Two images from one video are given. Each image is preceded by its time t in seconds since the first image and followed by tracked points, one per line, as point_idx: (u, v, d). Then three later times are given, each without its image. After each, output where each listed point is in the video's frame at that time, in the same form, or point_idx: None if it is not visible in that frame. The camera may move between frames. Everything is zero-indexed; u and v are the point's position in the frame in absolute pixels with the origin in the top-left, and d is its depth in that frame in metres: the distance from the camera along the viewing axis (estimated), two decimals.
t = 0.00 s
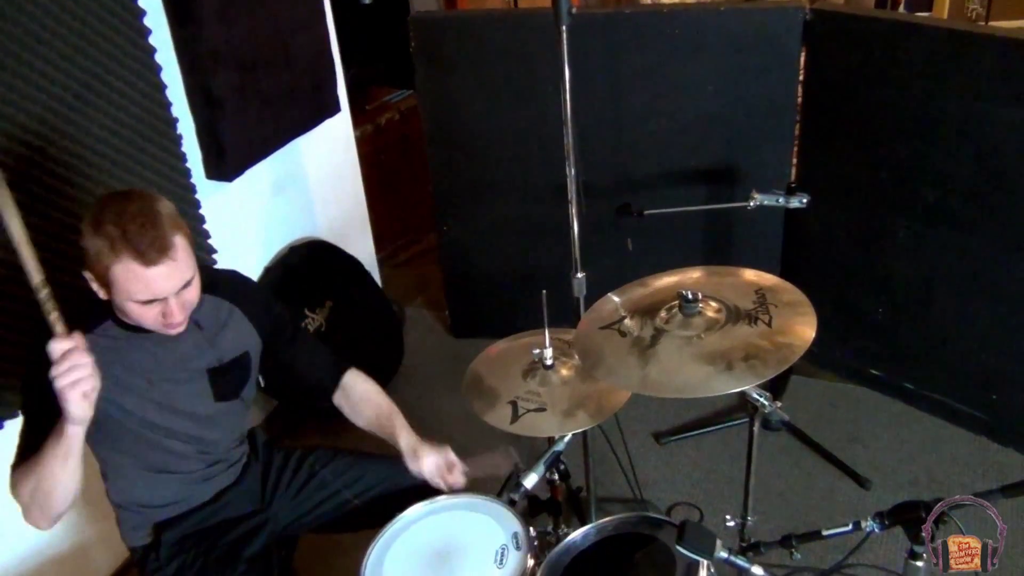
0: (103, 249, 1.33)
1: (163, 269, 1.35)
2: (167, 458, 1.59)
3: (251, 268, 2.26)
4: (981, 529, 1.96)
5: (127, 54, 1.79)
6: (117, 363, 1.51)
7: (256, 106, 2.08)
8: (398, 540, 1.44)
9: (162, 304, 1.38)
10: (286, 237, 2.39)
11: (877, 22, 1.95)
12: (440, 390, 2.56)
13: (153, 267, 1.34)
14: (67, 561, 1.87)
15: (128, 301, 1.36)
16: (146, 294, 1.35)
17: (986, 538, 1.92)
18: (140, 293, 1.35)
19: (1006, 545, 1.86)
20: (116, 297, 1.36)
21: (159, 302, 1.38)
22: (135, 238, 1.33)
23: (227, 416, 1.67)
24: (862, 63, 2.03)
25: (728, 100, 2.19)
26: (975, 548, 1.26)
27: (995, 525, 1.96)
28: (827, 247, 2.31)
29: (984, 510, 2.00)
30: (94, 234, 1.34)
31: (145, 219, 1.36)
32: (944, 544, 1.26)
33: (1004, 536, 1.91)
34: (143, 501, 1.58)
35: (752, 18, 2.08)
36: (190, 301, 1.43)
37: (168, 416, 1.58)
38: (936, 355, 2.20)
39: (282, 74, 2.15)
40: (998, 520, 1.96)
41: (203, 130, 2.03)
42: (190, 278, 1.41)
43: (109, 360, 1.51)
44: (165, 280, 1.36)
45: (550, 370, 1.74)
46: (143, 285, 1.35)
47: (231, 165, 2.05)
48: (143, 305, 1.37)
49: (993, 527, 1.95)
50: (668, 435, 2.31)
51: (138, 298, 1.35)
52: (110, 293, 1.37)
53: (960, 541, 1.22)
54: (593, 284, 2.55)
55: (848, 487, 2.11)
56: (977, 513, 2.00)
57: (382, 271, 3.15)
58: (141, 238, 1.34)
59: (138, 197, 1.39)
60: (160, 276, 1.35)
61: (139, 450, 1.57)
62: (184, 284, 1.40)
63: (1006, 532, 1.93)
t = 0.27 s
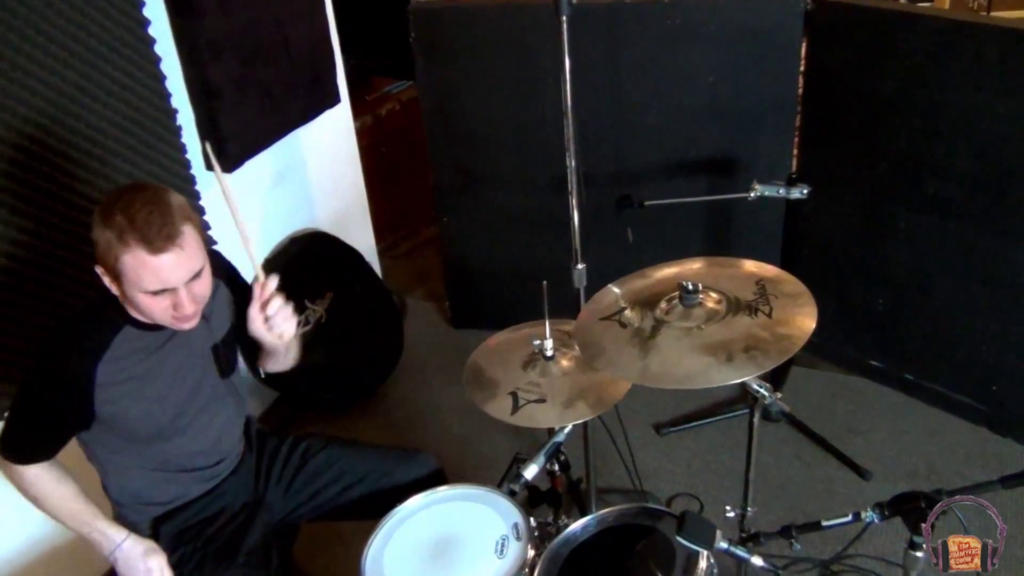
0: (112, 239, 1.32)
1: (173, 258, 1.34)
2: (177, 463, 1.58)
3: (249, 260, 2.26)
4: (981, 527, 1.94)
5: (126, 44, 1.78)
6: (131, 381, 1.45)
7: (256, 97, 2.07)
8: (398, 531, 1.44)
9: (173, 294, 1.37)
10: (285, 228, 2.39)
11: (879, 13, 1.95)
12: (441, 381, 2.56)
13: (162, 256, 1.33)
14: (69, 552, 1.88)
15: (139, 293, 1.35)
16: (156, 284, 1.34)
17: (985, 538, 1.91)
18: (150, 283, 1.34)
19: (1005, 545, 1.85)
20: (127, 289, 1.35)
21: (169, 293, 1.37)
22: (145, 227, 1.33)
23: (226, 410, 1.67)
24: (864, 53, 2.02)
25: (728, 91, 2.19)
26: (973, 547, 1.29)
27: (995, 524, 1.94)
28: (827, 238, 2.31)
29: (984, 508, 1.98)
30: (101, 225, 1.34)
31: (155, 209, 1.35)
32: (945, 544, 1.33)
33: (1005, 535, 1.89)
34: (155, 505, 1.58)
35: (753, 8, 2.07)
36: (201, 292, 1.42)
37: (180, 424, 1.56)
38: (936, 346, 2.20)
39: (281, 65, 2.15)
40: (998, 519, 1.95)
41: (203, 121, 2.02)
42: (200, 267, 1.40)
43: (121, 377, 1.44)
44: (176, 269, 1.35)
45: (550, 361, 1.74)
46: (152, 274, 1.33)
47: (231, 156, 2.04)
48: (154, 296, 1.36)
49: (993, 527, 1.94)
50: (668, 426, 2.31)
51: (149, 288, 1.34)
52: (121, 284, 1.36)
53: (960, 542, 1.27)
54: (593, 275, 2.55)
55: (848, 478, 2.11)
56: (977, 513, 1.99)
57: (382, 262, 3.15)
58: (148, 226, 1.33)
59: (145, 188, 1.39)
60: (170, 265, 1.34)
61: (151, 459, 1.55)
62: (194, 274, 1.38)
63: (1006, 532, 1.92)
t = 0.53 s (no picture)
0: (98, 216, 1.32)
1: (157, 232, 1.34)
2: (181, 452, 1.59)
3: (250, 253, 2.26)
4: (981, 527, 1.94)
5: (125, 37, 1.78)
6: (136, 370, 1.46)
7: (256, 90, 2.06)
8: (398, 524, 1.44)
9: (161, 269, 1.36)
10: (286, 221, 2.39)
11: (880, 5, 1.94)
12: (441, 374, 2.56)
13: (146, 231, 1.33)
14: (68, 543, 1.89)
15: (126, 270, 1.35)
16: (142, 258, 1.34)
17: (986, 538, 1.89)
18: (136, 258, 1.33)
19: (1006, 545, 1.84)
20: (116, 267, 1.35)
21: (157, 267, 1.36)
22: (128, 201, 1.33)
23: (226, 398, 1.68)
24: (865, 46, 2.01)
25: (729, 84, 2.18)
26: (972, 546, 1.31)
27: (995, 524, 1.93)
28: (828, 231, 2.31)
29: (985, 508, 1.97)
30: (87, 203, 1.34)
31: (137, 183, 1.35)
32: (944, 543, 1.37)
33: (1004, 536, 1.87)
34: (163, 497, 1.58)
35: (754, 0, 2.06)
36: (189, 267, 1.41)
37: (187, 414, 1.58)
38: (937, 339, 2.20)
39: (282, 57, 2.14)
40: (998, 519, 1.94)
41: (202, 114, 2.02)
42: (186, 241, 1.39)
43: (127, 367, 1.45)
44: (160, 242, 1.34)
45: (551, 354, 1.74)
46: (137, 249, 1.33)
47: (231, 150, 2.04)
48: (141, 272, 1.35)
49: (993, 527, 1.93)
50: (669, 419, 2.32)
51: (135, 263, 1.34)
52: (109, 263, 1.36)
53: (961, 543, 1.30)
54: (594, 269, 2.55)
55: (848, 470, 2.11)
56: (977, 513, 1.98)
57: (383, 255, 3.16)
58: (131, 201, 1.33)
59: (129, 167, 1.39)
60: (154, 238, 1.34)
61: (158, 449, 1.55)
62: (181, 248, 1.38)
63: (1006, 532, 1.90)
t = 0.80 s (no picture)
0: (105, 228, 1.32)
1: (164, 254, 1.35)
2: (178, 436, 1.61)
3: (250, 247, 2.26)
4: (980, 527, 1.93)
5: (124, 30, 1.78)
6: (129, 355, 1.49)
7: (256, 83, 2.06)
8: (400, 516, 1.45)
9: (161, 286, 1.38)
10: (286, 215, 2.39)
11: None
12: (442, 368, 2.57)
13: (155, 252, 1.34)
14: (68, 537, 1.90)
15: (126, 282, 1.36)
16: (145, 276, 1.35)
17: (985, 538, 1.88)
18: (139, 277, 1.35)
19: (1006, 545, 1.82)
20: (115, 277, 1.36)
21: (157, 284, 1.38)
22: (139, 221, 1.33)
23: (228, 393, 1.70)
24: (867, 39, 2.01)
25: (730, 77, 2.18)
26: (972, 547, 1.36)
27: (995, 525, 1.91)
28: (829, 225, 2.31)
29: (985, 508, 1.96)
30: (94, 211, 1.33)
31: (149, 202, 1.35)
32: (945, 545, 1.42)
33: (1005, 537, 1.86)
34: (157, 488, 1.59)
35: None
36: (187, 284, 1.43)
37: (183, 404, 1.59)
38: (938, 333, 2.20)
39: (282, 51, 2.14)
40: (998, 519, 1.92)
41: (202, 108, 2.01)
42: (189, 262, 1.41)
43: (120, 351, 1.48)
44: (166, 265, 1.36)
45: (551, 348, 1.74)
46: (143, 268, 1.34)
47: (231, 143, 2.04)
48: (142, 287, 1.37)
49: (993, 528, 1.92)
50: (669, 413, 2.32)
51: (137, 280, 1.35)
52: (109, 272, 1.37)
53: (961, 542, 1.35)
54: (594, 262, 2.54)
55: (848, 464, 2.12)
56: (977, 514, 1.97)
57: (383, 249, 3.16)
58: (143, 221, 1.33)
59: (140, 178, 1.38)
60: (161, 262, 1.35)
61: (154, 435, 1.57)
62: (183, 268, 1.40)
63: (1006, 532, 1.89)
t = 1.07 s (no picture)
0: (134, 228, 1.34)
1: (193, 249, 1.36)
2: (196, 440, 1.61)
3: (251, 241, 2.26)
4: (980, 526, 1.91)
5: (125, 24, 1.77)
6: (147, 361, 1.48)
7: (257, 77, 2.06)
8: (401, 509, 1.46)
9: (192, 286, 1.38)
10: (287, 209, 2.39)
11: None
12: (443, 362, 2.57)
13: (184, 248, 1.35)
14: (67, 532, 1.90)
15: (156, 284, 1.36)
16: (177, 275, 1.35)
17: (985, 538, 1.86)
18: (170, 275, 1.35)
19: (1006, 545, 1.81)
20: (145, 280, 1.36)
21: (188, 284, 1.38)
22: (168, 217, 1.34)
23: (240, 390, 1.69)
24: (868, 32, 2.00)
25: (730, 71, 2.17)
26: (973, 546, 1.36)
27: (996, 525, 1.90)
28: (830, 219, 2.30)
29: (985, 508, 1.94)
30: (122, 214, 1.34)
31: (176, 200, 1.37)
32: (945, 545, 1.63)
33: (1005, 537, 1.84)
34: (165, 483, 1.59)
35: None
36: (216, 285, 1.43)
37: (196, 404, 1.58)
38: (939, 327, 2.20)
39: (283, 44, 2.13)
40: (998, 519, 1.91)
41: (203, 102, 2.01)
42: (217, 261, 1.42)
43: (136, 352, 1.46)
44: (196, 261, 1.36)
45: (552, 342, 1.74)
46: (173, 265, 1.34)
47: (232, 137, 2.03)
48: (173, 287, 1.36)
49: (993, 528, 1.90)
50: (670, 406, 2.32)
51: (168, 279, 1.35)
52: (139, 276, 1.36)
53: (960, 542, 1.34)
54: (595, 256, 2.54)
55: (849, 458, 2.12)
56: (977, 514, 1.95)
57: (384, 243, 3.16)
58: (171, 218, 1.34)
59: (164, 180, 1.40)
60: (191, 258, 1.36)
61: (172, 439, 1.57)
62: (213, 267, 1.40)
63: (1006, 532, 1.88)
